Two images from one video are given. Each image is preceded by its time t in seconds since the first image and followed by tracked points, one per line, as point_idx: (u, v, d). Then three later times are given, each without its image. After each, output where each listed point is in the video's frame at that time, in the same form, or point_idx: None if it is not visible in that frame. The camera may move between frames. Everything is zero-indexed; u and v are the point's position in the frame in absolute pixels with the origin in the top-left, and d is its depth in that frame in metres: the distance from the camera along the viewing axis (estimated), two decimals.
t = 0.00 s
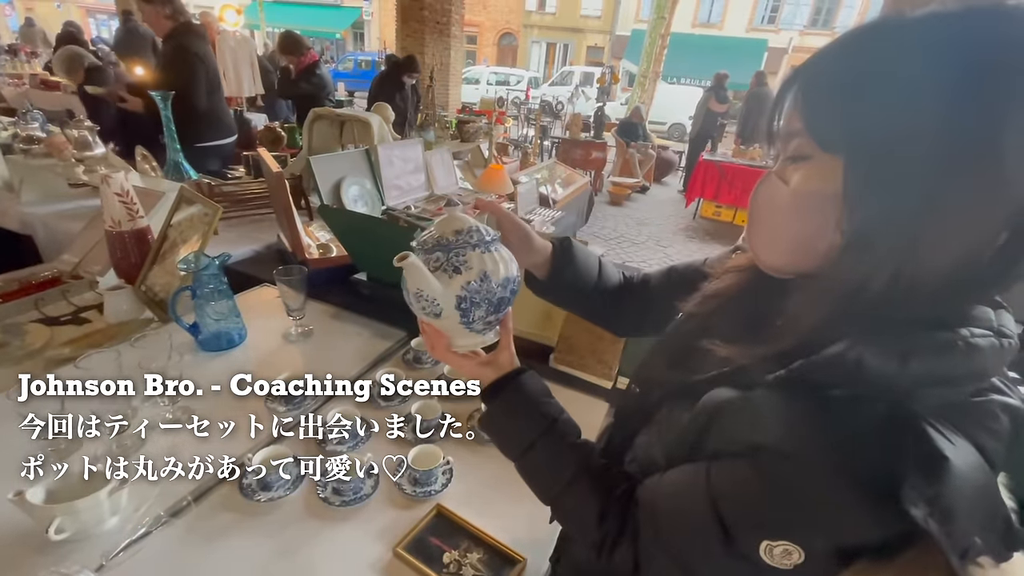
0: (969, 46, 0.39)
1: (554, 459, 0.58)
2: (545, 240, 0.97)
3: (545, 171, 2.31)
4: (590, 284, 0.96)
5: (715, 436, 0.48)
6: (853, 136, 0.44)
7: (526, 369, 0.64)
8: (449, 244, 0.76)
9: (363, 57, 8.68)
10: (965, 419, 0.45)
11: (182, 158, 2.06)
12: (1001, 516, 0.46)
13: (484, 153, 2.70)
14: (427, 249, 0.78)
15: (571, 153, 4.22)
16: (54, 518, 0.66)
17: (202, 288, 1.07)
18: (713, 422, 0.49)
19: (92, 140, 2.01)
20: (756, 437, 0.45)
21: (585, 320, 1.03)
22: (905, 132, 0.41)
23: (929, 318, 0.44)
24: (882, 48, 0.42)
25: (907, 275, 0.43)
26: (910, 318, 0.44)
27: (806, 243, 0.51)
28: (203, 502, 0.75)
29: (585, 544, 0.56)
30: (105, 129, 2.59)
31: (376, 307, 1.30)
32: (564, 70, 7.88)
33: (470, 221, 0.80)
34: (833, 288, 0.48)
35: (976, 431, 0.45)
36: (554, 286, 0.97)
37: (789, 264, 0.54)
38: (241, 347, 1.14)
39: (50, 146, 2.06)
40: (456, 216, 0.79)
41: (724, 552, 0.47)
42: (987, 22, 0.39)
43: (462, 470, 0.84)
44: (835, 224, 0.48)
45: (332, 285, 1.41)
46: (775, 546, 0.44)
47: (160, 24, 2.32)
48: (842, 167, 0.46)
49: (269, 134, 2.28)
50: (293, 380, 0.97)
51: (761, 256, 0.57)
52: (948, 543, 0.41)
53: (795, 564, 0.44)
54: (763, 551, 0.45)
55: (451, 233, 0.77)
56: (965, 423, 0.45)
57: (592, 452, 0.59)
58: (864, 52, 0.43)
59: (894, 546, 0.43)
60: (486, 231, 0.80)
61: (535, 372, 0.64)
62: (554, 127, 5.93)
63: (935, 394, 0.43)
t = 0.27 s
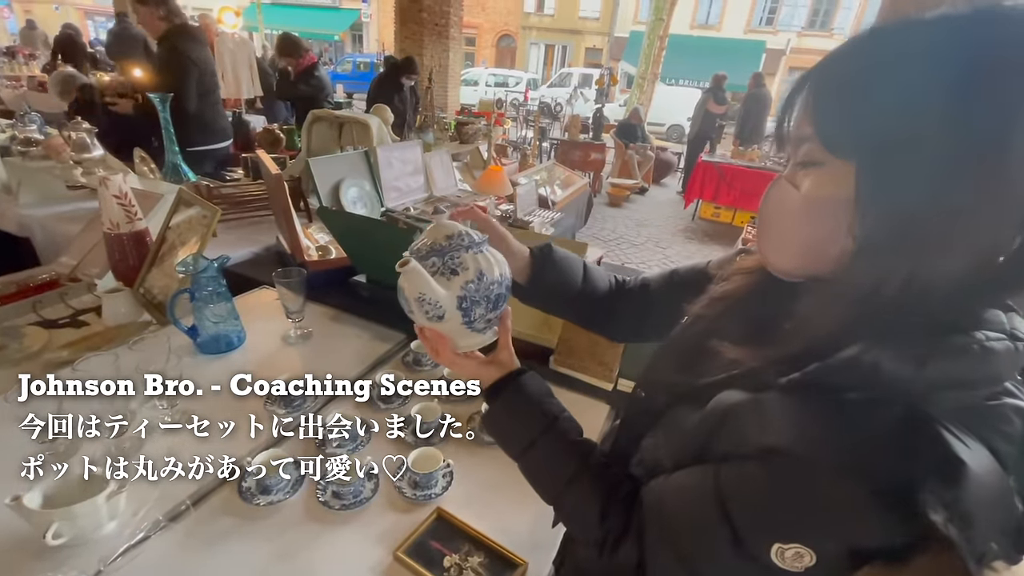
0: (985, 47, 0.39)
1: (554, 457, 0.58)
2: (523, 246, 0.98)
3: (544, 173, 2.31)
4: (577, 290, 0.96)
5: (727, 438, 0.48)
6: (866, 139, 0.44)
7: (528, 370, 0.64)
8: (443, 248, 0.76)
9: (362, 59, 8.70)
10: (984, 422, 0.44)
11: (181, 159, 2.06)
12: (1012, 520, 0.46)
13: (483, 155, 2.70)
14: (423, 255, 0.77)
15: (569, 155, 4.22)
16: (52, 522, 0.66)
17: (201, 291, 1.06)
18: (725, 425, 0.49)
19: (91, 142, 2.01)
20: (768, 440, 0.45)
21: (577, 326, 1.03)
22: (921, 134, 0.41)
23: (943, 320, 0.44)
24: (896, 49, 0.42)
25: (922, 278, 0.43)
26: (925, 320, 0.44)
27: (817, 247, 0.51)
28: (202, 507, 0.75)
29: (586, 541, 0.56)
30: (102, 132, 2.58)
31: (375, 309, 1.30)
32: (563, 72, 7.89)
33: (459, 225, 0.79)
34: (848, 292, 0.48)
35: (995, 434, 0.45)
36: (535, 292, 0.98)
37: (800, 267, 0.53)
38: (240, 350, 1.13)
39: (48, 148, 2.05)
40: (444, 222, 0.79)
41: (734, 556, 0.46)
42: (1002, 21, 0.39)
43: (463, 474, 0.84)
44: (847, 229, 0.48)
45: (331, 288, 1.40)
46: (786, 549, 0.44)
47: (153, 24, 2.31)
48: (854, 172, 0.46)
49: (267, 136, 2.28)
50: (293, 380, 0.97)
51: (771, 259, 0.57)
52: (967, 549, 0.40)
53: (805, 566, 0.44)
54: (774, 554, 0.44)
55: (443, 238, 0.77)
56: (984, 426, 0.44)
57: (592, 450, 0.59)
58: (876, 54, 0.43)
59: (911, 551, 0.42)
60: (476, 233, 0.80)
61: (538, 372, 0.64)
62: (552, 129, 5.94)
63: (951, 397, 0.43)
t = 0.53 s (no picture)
0: (990, 49, 0.39)
1: (554, 458, 0.58)
2: (519, 243, 0.98)
3: (543, 173, 2.31)
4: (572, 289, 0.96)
5: (728, 437, 0.48)
6: (874, 140, 0.44)
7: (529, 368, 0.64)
8: (441, 246, 0.76)
9: (361, 60, 8.70)
10: (984, 423, 0.44)
11: (179, 160, 2.05)
12: (1012, 521, 0.46)
13: (482, 156, 2.70)
14: (420, 255, 0.77)
15: (568, 155, 4.22)
16: (50, 525, 0.65)
17: (200, 292, 1.06)
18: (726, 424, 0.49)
19: (89, 142, 1.97)
20: (769, 439, 0.45)
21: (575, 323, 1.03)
22: (929, 135, 0.41)
23: (951, 321, 0.44)
24: (902, 50, 0.42)
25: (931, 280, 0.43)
26: (932, 322, 0.44)
27: (823, 252, 0.50)
28: (200, 509, 0.74)
29: (585, 540, 0.56)
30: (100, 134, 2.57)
31: (374, 310, 1.30)
32: (562, 72, 7.89)
33: (454, 223, 0.79)
34: (854, 294, 0.47)
35: (997, 434, 0.45)
36: (531, 289, 0.97)
37: (803, 269, 0.53)
38: (239, 351, 1.13)
39: (45, 150, 2.04)
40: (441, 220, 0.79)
41: (734, 555, 0.47)
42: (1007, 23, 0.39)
43: (463, 475, 0.84)
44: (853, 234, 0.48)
45: (330, 289, 1.40)
46: (786, 548, 0.44)
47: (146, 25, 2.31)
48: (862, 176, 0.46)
49: (266, 137, 2.28)
50: (293, 380, 0.97)
51: (775, 261, 0.57)
52: (967, 549, 0.40)
53: (803, 565, 0.44)
54: (774, 553, 0.45)
55: (439, 237, 0.77)
56: (985, 426, 0.44)
57: (593, 448, 0.59)
58: (882, 56, 0.43)
59: (911, 550, 0.43)
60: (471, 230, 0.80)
61: (538, 371, 0.64)
62: (552, 129, 5.94)
63: (953, 398, 0.43)
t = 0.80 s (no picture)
0: (992, 48, 0.39)
1: (553, 458, 0.58)
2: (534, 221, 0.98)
3: (543, 173, 2.31)
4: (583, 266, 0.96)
5: (727, 437, 0.48)
6: (875, 139, 0.43)
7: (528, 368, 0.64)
8: (434, 247, 0.76)
9: (361, 60, 8.70)
10: (983, 423, 0.44)
11: (178, 160, 2.05)
12: (1012, 522, 0.46)
13: (482, 155, 2.70)
14: (416, 252, 0.78)
15: (568, 155, 4.22)
16: (48, 526, 0.65)
17: (199, 292, 1.06)
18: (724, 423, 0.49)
19: (87, 142, 1.93)
20: (768, 438, 0.44)
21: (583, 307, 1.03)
22: (930, 133, 0.40)
23: (955, 321, 0.43)
24: (901, 49, 0.42)
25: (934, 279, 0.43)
26: (934, 322, 0.44)
27: (824, 251, 0.50)
28: (199, 509, 0.74)
29: (585, 541, 0.56)
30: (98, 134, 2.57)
31: (374, 309, 1.30)
32: (562, 72, 7.89)
33: (455, 220, 0.79)
34: (856, 293, 0.47)
35: (996, 435, 0.44)
36: (544, 265, 0.97)
37: (804, 268, 0.53)
38: (238, 351, 1.13)
39: (45, 150, 2.03)
40: (438, 218, 0.79)
41: (733, 556, 0.46)
42: (1009, 23, 0.39)
43: (462, 475, 0.84)
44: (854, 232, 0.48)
45: (330, 289, 1.40)
46: (784, 548, 0.44)
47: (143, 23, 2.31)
48: (864, 174, 0.46)
49: (266, 137, 2.28)
50: (293, 380, 0.96)
51: (776, 259, 0.57)
52: (965, 550, 0.40)
53: (800, 565, 0.44)
54: (772, 553, 0.45)
55: (435, 236, 0.77)
56: (984, 427, 0.44)
57: (592, 449, 0.59)
58: (883, 55, 0.43)
59: (909, 551, 0.42)
60: (470, 228, 0.79)
61: (538, 370, 0.64)
62: (551, 129, 5.94)
63: (953, 398, 0.43)
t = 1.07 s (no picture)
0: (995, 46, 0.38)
1: (554, 463, 0.57)
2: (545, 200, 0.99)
3: (544, 172, 2.31)
4: (592, 252, 0.98)
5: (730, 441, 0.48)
6: (878, 136, 0.43)
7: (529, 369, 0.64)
8: (444, 244, 0.76)
9: (362, 59, 8.70)
10: (991, 429, 0.44)
11: (178, 159, 2.05)
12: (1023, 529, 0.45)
13: (482, 154, 2.70)
14: (425, 247, 0.77)
15: (569, 154, 4.22)
16: (45, 526, 0.65)
17: (198, 291, 1.06)
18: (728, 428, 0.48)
19: (87, 142, 1.93)
20: (771, 443, 0.44)
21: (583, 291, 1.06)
22: (930, 133, 0.40)
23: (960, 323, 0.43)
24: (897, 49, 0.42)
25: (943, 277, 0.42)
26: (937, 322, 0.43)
27: (828, 249, 0.50)
28: (197, 510, 0.74)
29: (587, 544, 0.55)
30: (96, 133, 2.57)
31: (374, 309, 1.29)
32: (562, 71, 7.87)
33: (465, 220, 0.79)
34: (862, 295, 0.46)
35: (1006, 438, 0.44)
36: (554, 248, 0.98)
37: (809, 267, 0.53)
38: (237, 350, 1.12)
39: (44, 148, 2.02)
40: (450, 218, 0.79)
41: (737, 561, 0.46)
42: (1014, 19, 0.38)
43: (461, 476, 0.83)
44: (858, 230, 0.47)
45: (330, 289, 1.40)
46: (788, 556, 0.43)
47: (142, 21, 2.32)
48: (867, 172, 0.45)
49: (267, 136, 2.27)
50: (293, 380, 0.96)
51: (780, 259, 0.56)
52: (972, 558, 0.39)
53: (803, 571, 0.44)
54: (775, 560, 0.44)
55: (444, 233, 0.77)
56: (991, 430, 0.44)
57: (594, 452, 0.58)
58: (884, 55, 0.43)
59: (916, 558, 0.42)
60: (480, 228, 0.79)
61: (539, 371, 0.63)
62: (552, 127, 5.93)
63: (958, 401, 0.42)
